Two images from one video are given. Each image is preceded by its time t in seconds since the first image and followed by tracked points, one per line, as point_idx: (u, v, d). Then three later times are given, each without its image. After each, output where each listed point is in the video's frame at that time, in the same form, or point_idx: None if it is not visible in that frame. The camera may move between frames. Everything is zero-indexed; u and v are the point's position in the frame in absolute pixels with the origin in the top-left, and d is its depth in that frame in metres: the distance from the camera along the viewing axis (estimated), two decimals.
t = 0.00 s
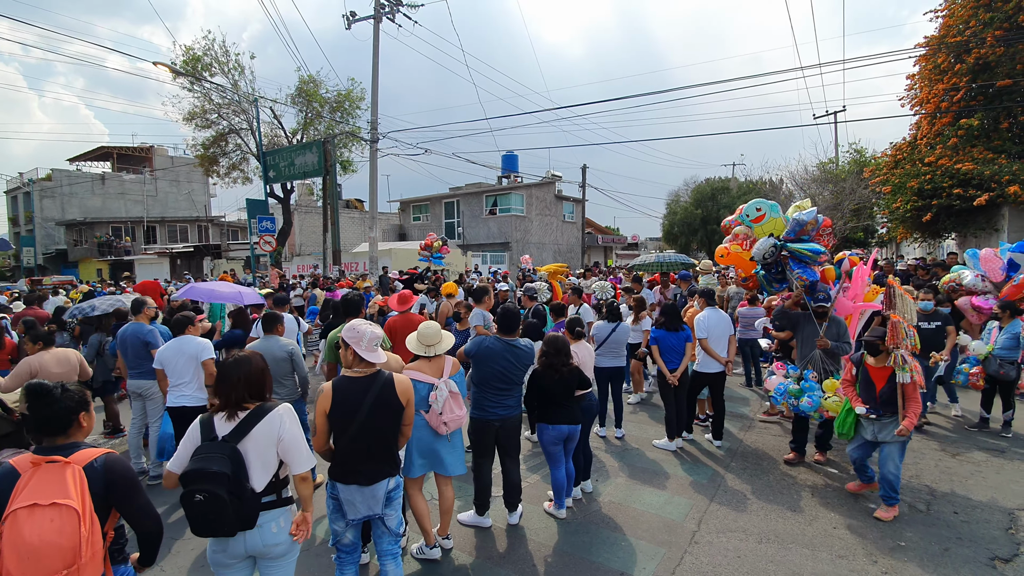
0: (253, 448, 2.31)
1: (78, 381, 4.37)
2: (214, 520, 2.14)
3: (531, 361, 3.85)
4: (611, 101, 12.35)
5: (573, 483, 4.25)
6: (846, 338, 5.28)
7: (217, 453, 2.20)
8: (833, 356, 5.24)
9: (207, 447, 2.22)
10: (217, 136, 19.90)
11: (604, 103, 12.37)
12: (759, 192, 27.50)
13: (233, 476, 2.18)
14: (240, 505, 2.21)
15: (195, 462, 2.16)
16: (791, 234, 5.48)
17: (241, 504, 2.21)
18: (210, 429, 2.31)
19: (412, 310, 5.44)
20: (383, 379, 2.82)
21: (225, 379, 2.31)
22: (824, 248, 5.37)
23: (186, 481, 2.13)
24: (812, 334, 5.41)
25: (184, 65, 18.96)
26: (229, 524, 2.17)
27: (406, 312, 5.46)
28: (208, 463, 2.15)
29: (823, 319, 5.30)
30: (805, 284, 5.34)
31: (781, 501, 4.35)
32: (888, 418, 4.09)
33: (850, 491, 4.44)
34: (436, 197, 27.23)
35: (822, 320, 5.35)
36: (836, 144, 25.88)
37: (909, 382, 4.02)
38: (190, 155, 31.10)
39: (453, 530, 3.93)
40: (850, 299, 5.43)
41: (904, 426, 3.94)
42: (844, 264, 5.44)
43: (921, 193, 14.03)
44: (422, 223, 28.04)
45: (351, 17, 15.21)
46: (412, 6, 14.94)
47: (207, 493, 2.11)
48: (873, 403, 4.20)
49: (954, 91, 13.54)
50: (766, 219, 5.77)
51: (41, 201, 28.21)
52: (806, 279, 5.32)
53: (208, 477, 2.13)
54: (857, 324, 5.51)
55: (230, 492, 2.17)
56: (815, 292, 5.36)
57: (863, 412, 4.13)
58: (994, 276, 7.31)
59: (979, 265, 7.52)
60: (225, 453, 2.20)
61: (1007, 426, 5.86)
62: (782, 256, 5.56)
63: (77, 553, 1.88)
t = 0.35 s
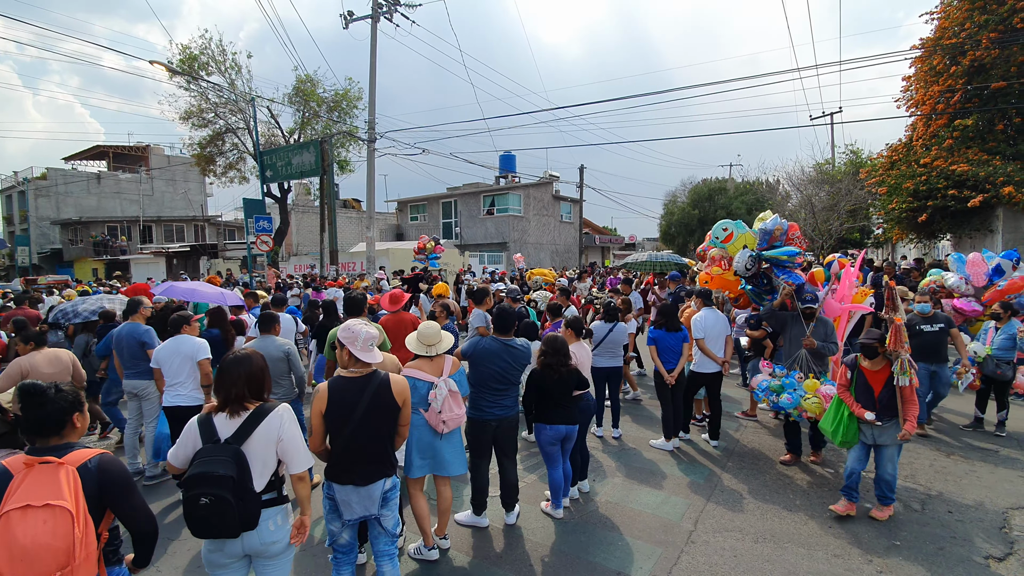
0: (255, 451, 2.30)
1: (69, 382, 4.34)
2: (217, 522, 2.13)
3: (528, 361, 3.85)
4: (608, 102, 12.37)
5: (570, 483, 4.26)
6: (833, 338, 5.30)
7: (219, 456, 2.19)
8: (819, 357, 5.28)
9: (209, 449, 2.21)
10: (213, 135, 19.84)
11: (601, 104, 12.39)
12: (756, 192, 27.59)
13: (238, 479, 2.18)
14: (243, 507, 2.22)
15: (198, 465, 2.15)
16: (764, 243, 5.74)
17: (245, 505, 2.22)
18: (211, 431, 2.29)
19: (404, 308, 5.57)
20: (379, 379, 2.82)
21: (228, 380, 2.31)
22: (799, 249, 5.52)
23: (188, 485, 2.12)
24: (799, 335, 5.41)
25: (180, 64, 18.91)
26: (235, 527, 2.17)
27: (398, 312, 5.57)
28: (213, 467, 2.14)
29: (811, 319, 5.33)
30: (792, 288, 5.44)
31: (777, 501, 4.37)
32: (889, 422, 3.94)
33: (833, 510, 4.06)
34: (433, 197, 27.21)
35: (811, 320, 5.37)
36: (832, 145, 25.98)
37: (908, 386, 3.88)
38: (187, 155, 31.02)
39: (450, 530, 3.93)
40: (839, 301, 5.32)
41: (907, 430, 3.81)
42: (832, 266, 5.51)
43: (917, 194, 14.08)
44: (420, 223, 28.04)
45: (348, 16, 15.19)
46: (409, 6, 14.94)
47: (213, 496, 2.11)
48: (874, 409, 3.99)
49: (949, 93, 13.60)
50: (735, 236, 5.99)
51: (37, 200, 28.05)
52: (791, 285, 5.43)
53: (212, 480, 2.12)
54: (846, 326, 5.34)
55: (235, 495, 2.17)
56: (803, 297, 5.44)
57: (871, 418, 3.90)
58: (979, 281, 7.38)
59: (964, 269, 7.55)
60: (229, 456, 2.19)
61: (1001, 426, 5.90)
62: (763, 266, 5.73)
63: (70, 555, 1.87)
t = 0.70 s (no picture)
0: (252, 450, 2.30)
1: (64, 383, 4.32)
2: (214, 521, 2.12)
3: (527, 362, 3.85)
4: (606, 103, 12.40)
5: (569, 483, 4.26)
6: (829, 340, 5.18)
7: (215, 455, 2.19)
8: (814, 360, 5.14)
9: (206, 448, 2.21)
10: (211, 135, 19.79)
11: (600, 104, 12.42)
12: (754, 193, 27.67)
13: (234, 478, 2.17)
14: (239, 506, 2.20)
15: (195, 464, 2.14)
16: (758, 237, 5.90)
17: (241, 504, 2.21)
18: (208, 430, 2.29)
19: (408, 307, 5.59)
20: (380, 378, 2.83)
21: (222, 379, 2.30)
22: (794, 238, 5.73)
23: (184, 483, 2.11)
24: (794, 336, 5.36)
25: (178, 63, 18.87)
26: (231, 526, 2.16)
27: (401, 310, 5.58)
28: (208, 465, 2.14)
29: (806, 321, 5.16)
30: (797, 272, 5.39)
31: (776, 501, 4.37)
32: (879, 427, 3.86)
33: (831, 523, 3.96)
34: (432, 198, 27.21)
35: (806, 322, 5.23)
36: (830, 146, 26.05)
37: (897, 388, 3.87)
38: (185, 155, 30.97)
39: (449, 531, 3.93)
40: (836, 305, 5.51)
41: (897, 433, 3.78)
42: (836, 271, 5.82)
43: (914, 195, 14.12)
44: (418, 223, 28.03)
45: (347, 16, 15.18)
46: (408, 6, 14.94)
47: (208, 494, 2.10)
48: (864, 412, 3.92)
49: (946, 94, 13.63)
50: (725, 237, 6.19)
51: (34, 199, 27.94)
52: (797, 265, 5.42)
53: (208, 477, 2.12)
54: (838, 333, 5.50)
55: (231, 494, 2.16)
56: (809, 281, 5.39)
57: (867, 420, 3.82)
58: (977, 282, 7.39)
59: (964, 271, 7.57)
60: (225, 455, 2.19)
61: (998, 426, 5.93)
62: (761, 257, 5.74)
63: (66, 556, 1.87)
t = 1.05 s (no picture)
0: (249, 451, 2.30)
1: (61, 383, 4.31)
2: (205, 522, 2.12)
3: (526, 362, 3.85)
4: (606, 103, 12.43)
5: (568, 483, 4.26)
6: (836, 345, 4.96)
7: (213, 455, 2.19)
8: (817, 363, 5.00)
9: (204, 447, 2.21)
10: (210, 135, 19.77)
11: (600, 105, 12.45)
12: (752, 194, 27.73)
13: (228, 478, 2.17)
14: (230, 507, 2.19)
15: (191, 462, 2.14)
16: (774, 224, 6.04)
17: (232, 506, 2.19)
18: (208, 429, 2.30)
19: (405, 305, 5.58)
20: (387, 376, 2.90)
21: (223, 378, 2.31)
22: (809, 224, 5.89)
23: (179, 481, 2.12)
24: (801, 339, 5.25)
25: (177, 63, 18.84)
26: (221, 527, 2.15)
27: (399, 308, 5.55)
28: (204, 464, 2.14)
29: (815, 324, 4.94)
30: (815, 253, 5.54)
31: (774, 501, 4.38)
32: (872, 430, 3.80)
33: (830, 522, 3.97)
34: (430, 198, 27.20)
35: (815, 324, 5.01)
36: (828, 147, 26.10)
37: (887, 389, 3.83)
38: (183, 154, 30.95)
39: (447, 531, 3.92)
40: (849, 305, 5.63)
41: (892, 434, 3.72)
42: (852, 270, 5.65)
43: (912, 196, 14.15)
44: (417, 223, 28.02)
45: (346, 17, 15.18)
46: (407, 7, 14.94)
47: (201, 493, 2.10)
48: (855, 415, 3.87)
49: (944, 95, 13.65)
50: (739, 229, 6.16)
51: (31, 199, 27.87)
52: (814, 248, 5.57)
53: (202, 476, 2.11)
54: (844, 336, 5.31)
55: (223, 495, 2.15)
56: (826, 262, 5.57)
57: (863, 421, 3.74)
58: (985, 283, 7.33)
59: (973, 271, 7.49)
60: (221, 455, 2.19)
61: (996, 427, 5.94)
62: (777, 246, 5.90)
63: (62, 557, 1.86)
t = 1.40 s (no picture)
0: (250, 452, 2.30)
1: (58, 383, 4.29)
2: (204, 522, 2.10)
3: (524, 362, 3.84)
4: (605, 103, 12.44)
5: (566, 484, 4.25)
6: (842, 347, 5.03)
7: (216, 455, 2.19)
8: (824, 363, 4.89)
9: (206, 448, 2.19)
10: (209, 135, 19.73)
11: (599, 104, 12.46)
12: (751, 194, 27.76)
13: (229, 479, 2.16)
14: (230, 508, 2.18)
15: (191, 462, 2.14)
16: (785, 228, 6.09)
17: (232, 507, 2.18)
18: (208, 429, 2.29)
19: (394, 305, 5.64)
20: (389, 373, 2.92)
21: (225, 378, 2.30)
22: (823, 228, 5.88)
23: (179, 481, 2.10)
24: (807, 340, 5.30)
25: (175, 62, 18.80)
26: (221, 528, 2.14)
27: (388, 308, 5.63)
28: (207, 465, 2.13)
29: (822, 326, 4.94)
30: (825, 261, 5.57)
31: (773, 501, 4.38)
32: (877, 439, 3.66)
33: (829, 524, 3.96)
34: (429, 198, 27.18)
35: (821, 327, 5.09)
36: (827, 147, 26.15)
37: (893, 397, 3.71)
38: (182, 154, 30.91)
39: (446, 531, 3.92)
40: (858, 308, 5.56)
41: (902, 445, 3.55)
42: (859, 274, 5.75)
43: (911, 197, 14.16)
44: (416, 223, 28.00)
45: (345, 16, 15.16)
46: (406, 6, 14.93)
47: (201, 493, 2.09)
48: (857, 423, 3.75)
49: (943, 96, 13.65)
50: (751, 228, 6.37)
51: (29, 199, 27.79)
52: (825, 256, 5.59)
53: (203, 477, 2.11)
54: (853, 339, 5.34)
55: (224, 495, 2.15)
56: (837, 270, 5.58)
57: (860, 432, 3.61)
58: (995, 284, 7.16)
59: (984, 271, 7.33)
60: (223, 455, 2.19)
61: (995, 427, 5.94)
62: (789, 249, 5.95)
63: (57, 559, 1.85)
